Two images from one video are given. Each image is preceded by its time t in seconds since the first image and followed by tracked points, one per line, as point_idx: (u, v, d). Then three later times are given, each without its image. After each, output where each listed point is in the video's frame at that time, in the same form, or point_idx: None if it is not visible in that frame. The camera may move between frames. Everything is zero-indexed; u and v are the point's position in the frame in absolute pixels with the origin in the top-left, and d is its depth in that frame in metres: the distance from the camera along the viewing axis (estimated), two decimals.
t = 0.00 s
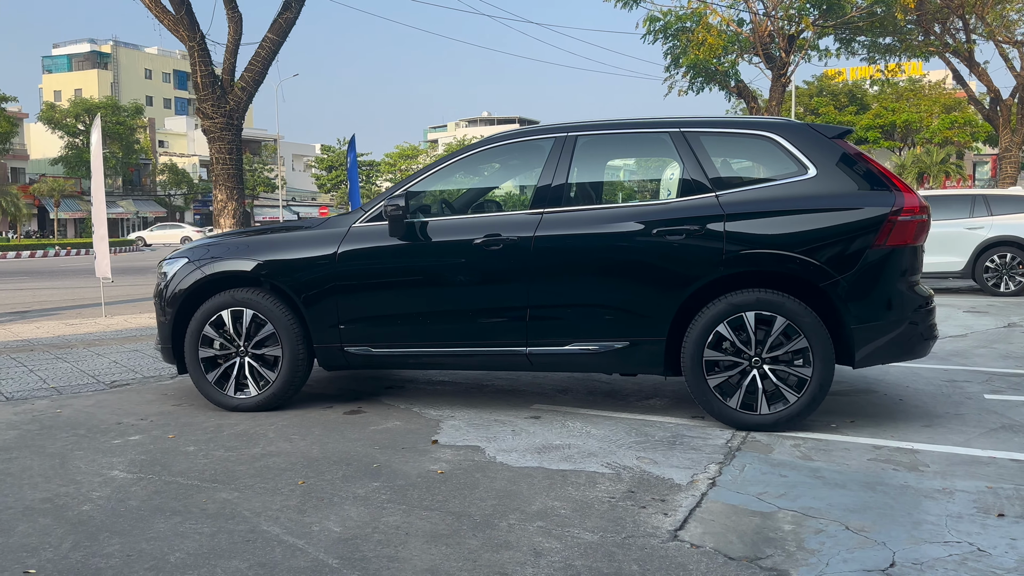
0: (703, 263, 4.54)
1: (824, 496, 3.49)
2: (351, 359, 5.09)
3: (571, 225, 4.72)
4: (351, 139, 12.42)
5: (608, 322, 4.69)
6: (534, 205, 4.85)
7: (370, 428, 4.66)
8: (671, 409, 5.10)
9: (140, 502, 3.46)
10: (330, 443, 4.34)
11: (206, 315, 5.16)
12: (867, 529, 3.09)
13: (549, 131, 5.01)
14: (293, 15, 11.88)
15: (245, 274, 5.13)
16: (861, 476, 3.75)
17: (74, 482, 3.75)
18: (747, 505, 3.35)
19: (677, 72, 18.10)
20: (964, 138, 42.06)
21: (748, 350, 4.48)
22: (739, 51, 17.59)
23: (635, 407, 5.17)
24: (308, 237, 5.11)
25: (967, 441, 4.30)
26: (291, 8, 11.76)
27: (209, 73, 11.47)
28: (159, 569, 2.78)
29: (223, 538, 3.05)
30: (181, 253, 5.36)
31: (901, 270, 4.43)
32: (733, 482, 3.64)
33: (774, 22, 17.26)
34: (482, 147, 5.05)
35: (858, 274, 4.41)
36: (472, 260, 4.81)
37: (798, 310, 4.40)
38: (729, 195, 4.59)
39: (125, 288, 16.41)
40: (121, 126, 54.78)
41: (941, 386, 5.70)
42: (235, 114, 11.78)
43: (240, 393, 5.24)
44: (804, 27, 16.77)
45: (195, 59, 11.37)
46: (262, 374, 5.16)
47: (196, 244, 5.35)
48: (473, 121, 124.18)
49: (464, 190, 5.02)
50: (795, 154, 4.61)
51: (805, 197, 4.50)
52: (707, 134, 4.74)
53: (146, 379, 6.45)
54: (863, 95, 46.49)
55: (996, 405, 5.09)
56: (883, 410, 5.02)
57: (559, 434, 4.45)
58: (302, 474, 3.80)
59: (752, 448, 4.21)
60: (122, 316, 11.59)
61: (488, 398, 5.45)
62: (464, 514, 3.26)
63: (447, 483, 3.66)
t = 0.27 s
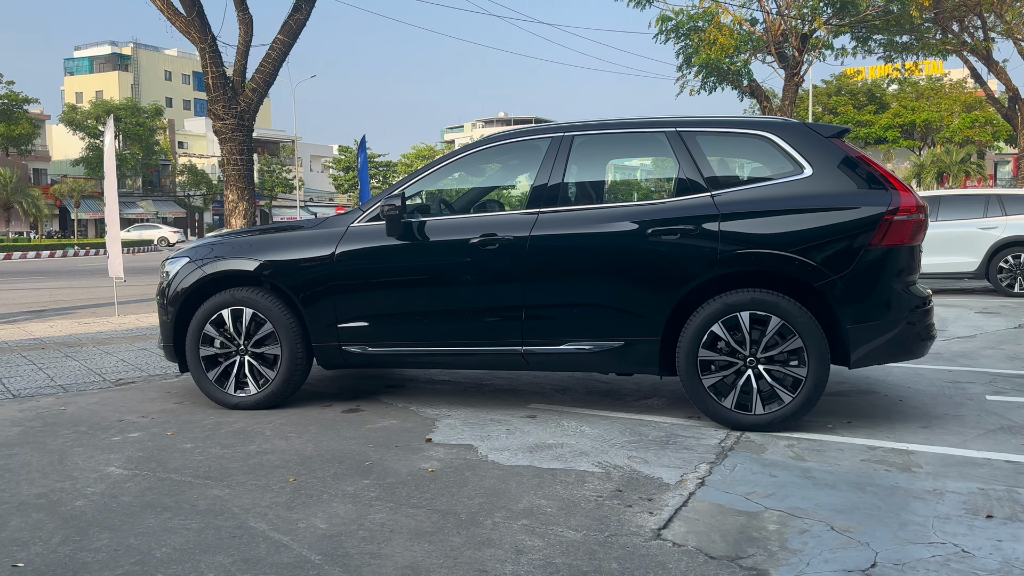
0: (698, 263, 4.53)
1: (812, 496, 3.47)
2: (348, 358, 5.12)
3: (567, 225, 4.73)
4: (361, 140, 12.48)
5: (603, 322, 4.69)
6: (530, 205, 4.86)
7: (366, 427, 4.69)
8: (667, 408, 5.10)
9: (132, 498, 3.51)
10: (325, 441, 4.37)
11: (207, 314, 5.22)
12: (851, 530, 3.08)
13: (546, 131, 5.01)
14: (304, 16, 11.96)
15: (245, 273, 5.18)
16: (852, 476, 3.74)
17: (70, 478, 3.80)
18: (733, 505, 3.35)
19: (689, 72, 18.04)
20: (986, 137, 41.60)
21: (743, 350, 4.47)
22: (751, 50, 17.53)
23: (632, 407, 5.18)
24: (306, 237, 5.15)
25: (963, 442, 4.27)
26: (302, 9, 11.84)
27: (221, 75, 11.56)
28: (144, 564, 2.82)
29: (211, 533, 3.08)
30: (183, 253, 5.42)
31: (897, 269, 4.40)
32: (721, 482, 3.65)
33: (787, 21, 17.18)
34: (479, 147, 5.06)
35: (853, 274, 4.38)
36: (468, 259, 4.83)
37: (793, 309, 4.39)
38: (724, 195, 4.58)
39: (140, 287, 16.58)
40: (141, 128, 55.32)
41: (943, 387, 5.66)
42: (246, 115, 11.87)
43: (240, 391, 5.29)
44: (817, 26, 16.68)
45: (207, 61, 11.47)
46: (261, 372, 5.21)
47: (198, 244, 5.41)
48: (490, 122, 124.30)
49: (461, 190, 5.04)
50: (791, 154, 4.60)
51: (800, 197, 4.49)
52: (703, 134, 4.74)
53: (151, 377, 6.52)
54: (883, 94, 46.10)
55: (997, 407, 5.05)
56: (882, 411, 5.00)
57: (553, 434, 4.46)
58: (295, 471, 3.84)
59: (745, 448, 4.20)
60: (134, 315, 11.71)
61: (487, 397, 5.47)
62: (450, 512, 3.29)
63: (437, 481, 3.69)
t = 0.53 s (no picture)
0: (693, 264, 4.53)
1: (800, 499, 3.47)
2: (348, 358, 5.16)
3: (563, 227, 4.75)
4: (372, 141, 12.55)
5: (599, 323, 4.70)
6: (527, 207, 4.89)
7: (363, 426, 4.73)
8: (665, 410, 5.10)
9: (127, 496, 3.57)
10: (322, 440, 4.42)
11: (209, 314, 5.28)
12: (836, 532, 3.07)
13: (543, 132, 5.03)
14: (315, 18, 12.04)
15: (246, 274, 5.24)
16: (842, 479, 3.73)
17: (69, 475, 3.87)
18: (720, 506, 3.36)
19: (702, 72, 17.97)
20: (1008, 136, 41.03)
21: (738, 352, 4.46)
22: (765, 50, 17.45)
23: (629, 408, 5.18)
24: (305, 237, 5.21)
25: (959, 445, 4.24)
26: (313, 12, 11.93)
27: (233, 77, 11.66)
28: (132, 560, 2.87)
29: (200, 531, 3.13)
30: (186, 254, 5.49)
31: (894, 271, 4.38)
32: (711, 483, 3.65)
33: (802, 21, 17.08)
34: (478, 149, 5.09)
35: (848, 276, 4.36)
36: (466, 261, 4.86)
37: (788, 311, 4.38)
38: (720, 197, 4.58)
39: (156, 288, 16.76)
40: (161, 129, 55.81)
41: (945, 389, 5.62)
42: (258, 117, 11.96)
43: (241, 390, 5.34)
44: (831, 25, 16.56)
45: (219, 63, 11.57)
46: (262, 372, 5.26)
47: (200, 245, 5.47)
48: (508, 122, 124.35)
49: (459, 192, 5.07)
50: (787, 155, 4.59)
51: (796, 199, 4.48)
52: (700, 135, 4.74)
53: (157, 376, 6.61)
54: (903, 93, 45.63)
55: (997, 410, 5.02)
56: (880, 413, 4.98)
57: (548, 435, 4.48)
58: (288, 471, 3.88)
59: (738, 450, 4.20)
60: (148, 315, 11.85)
61: (486, 398, 5.50)
62: (437, 512, 3.31)
63: (428, 482, 3.72)
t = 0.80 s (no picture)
0: (691, 267, 4.54)
1: (791, 501, 3.48)
2: (350, 359, 5.22)
3: (562, 229, 4.78)
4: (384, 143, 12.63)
5: (597, 325, 4.73)
6: (526, 209, 4.92)
7: (364, 426, 4.78)
8: (664, 412, 5.12)
9: (127, 494, 3.64)
10: (322, 440, 4.47)
11: (214, 315, 5.35)
12: (823, 535, 3.08)
13: (544, 135, 5.07)
14: (328, 21, 12.14)
15: (251, 276, 5.31)
16: (836, 482, 3.73)
17: (72, 473, 3.95)
18: (709, 508, 3.37)
19: (716, 72, 17.91)
20: None
21: (735, 355, 4.47)
22: (780, 50, 17.39)
23: (629, 410, 5.20)
24: (309, 239, 5.28)
25: (957, 449, 4.23)
26: (326, 15, 12.02)
27: (246, 80, 11.77)
28: (127, 557, 2.93)
29: (195, 529, 3.19)
30: (193, 256, 5.57)
31: (893, 273, 4.37)
32: (703, 485, 3.67)
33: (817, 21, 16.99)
34: (479, 152, 5.13)
35: (845, 279, 4.36)
36: (466, 263, 4.90)
37: (785, 314, 4.39)
38: (717, 200, 4.59)
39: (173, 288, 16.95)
40: (182, 131, 56.27)
41: (949, 392, 5.59)
42: (272, 119, 12.07)
43: (246, 391, 5.41)
44: (846, 25, 16.47)
45: (233, 67, 11.70)
46: (266, 373, 5.33)
47: (207, 247, 5.55)
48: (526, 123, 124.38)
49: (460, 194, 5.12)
50: (784, 157, 4.60)
51: (794, 202, 4.48)
52: (698, 138, 4.75)
53: (167, 376, 6.70)
54: (925, 92, 45.18)
55: (1000, 413, 4.99)
56: (881, 416, 4.97)
57: (545, 436, 4.51)
58: (286, 470, 3.94)
59: (734, 452, 4.21)
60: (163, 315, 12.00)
61: (487, 399, 5.54)
62: (429, 512, 3.36)
63: (423, 482, 3.76)
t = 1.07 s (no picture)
0: (688, 266, 4.56)
1: (782, 499, 3.49)
2: (352, 358, 5.28)
3: (560, 229, 4.81)
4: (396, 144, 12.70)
5: (595, 324, 4.76)
6: (526, 209, 4.96)
7: (364, 424, 4.83)
8: (663, 410, 5.14)
9: (128, 488, 3.71)
10: (322, 437, 4.53)
11: (220, 313, 5.43)
12: (810, 532, 3.10)
13: (544, 136, 5.11)
14: (340, 23, 12.22)
15: (255, 275, 5.38)
16: (828, 480, 3.74)
17: (76, 468, 4.03)
18: (699, 506, 3.40)
19: (729, 72, 17.84)
20: None
21: (732, 354, 4.48)
22: (793, 50, 17.32)
23: (629, 408, 5.23)
24: (312, 239, 5.34)
25: (953, 449, 4.23)
26: (338, 17, 12.12)
27: (259, 81, 11.87)
28: (122, 549, 2.99)
29: (191, 522, 3.25)
30: (199, 255, 5.66)
31: (891, 273, 4.37)
32: (695, 483, 3.69)
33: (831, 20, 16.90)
34: (481, 152, 5.18)
35: (842, 278, 4.36)
36: (467, 262, 4.94)
37: (782, 313, 4.39)
38: (715, 199, 4.60)
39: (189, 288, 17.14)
40: (202, 132, 56.69)
41: (952, 393, 5.57)
42: (284, 120, 12.16)
43: (250, 388, 5.48)
44: (861, 24, 16.37)
45: (246, 69, 11.81)
46: (270, 370, 5.39)
47: (212, 246, 5.63)
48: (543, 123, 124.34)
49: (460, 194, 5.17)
50: (781, 157, 4.61)
51: (791, 201, 4.49)
52: (696, 138, 4.77)
53: (175, 374, 6.79)
54: (945, 91, 44.72)
55: (1001, 414, 4.96)
56: (881, 416, 4.96)
57: (543, 434, 4.54)
58: (284, 466, 3.99)
59: (729, 450, 4.23)
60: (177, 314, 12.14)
61: (489, 397, 5.58)
62: (421, 507, 3.40)
63: (417, 478, 3.80)
